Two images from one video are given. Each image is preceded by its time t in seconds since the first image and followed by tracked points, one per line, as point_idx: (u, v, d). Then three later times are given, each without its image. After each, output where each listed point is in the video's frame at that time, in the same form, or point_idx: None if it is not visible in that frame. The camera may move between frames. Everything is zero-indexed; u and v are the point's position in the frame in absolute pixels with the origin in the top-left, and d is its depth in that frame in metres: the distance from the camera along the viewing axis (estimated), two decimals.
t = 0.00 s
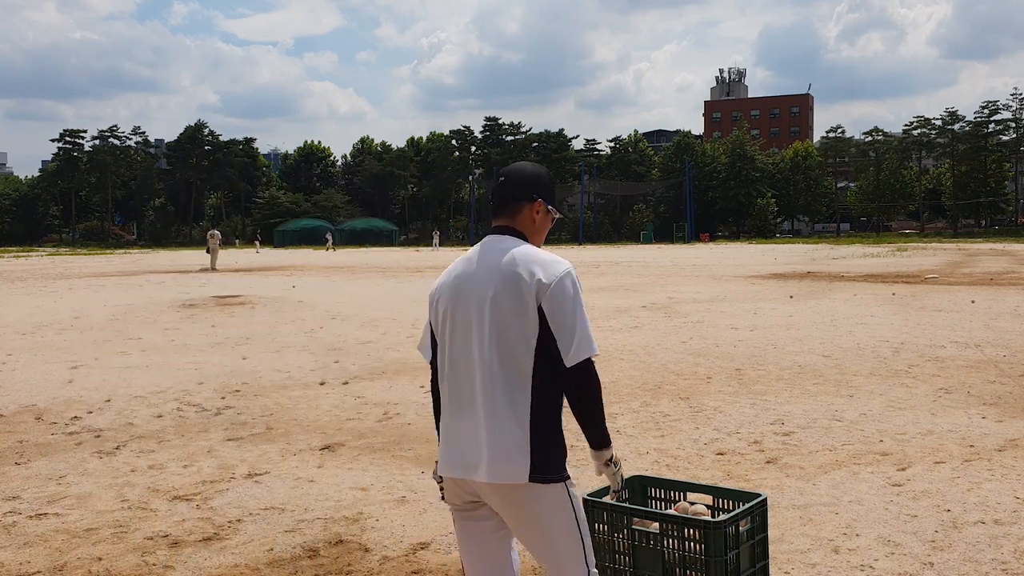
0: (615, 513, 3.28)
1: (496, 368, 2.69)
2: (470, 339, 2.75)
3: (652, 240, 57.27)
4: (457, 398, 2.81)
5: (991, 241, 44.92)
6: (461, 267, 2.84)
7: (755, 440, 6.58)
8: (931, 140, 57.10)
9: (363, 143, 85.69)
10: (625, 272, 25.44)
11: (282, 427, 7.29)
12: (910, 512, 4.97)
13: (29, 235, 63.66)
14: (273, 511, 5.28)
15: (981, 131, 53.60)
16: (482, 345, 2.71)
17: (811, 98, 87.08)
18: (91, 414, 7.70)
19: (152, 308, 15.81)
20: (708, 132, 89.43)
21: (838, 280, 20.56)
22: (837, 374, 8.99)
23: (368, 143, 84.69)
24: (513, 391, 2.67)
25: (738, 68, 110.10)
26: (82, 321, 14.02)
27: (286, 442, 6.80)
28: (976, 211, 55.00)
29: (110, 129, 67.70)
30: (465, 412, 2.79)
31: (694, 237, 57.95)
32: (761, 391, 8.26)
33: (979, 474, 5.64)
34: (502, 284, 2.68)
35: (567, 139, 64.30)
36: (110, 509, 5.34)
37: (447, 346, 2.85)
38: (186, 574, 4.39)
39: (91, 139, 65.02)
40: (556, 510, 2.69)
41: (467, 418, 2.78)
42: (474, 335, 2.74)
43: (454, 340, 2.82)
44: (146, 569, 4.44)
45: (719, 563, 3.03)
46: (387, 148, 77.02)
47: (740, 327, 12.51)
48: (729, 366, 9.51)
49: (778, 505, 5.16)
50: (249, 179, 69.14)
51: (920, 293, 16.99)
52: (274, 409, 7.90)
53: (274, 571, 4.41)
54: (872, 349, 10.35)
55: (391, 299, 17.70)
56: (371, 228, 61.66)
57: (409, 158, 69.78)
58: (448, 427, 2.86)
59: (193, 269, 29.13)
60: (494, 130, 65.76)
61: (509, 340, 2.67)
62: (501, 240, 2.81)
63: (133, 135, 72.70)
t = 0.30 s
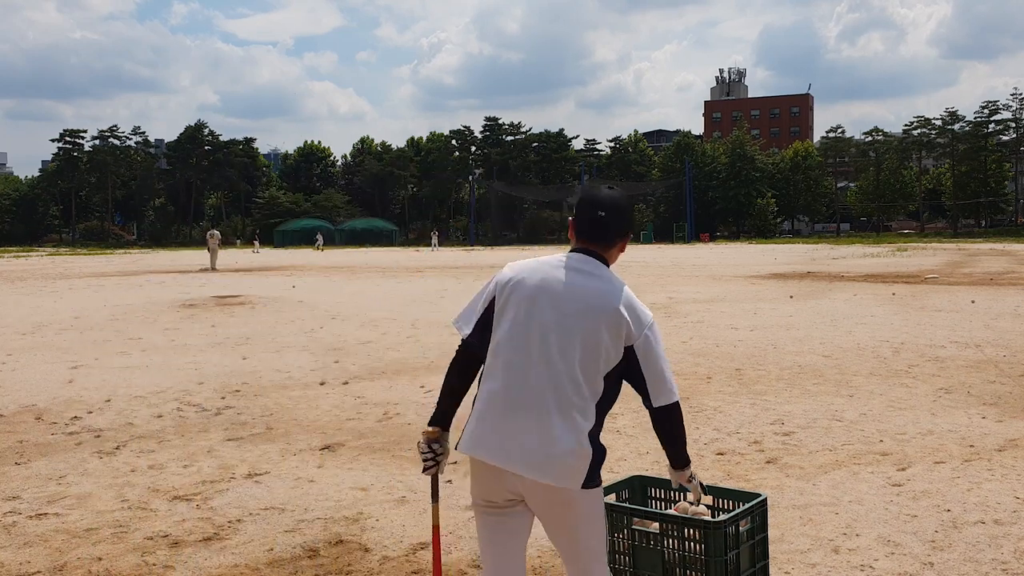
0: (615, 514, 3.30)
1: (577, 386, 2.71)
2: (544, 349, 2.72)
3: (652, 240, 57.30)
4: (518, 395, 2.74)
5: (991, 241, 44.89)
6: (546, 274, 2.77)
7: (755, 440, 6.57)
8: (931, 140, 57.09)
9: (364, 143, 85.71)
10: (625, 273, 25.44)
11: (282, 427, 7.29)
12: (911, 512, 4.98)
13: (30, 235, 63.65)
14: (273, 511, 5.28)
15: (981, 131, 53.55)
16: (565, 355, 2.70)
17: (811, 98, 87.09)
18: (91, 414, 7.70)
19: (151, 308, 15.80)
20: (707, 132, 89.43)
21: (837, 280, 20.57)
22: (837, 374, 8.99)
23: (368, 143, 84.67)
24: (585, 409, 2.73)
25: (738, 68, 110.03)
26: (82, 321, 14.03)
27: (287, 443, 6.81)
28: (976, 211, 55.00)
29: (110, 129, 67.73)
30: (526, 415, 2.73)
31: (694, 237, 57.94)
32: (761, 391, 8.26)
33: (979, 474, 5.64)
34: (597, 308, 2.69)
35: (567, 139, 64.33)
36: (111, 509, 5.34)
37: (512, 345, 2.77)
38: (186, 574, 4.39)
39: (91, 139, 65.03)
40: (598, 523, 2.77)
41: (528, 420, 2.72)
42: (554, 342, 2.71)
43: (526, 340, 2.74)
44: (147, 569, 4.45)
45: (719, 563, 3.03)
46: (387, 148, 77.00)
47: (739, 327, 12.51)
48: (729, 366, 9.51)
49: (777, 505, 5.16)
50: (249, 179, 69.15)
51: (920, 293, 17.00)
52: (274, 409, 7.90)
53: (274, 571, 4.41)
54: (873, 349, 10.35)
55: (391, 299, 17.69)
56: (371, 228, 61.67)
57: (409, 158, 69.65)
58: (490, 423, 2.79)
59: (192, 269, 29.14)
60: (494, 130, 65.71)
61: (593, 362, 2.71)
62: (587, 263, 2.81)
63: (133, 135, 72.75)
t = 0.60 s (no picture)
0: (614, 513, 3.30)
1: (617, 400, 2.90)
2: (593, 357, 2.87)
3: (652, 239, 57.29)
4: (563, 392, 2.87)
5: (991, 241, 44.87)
6: (611, 293, 2.95)
7: (755, 440, 6.58)
8: (931, 140, 57.04)
9: (363, 143, 85.73)
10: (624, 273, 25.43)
11: (282, 427, 7.29)
12: (911, 512, 4.98)
13: (30, 235, 63.68)
14: (273, 511, 5.28)
15: (981, 131, 53.52)
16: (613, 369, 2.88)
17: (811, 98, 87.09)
18: (91, 414, 7.70)
19: (151, 308, 15.81)
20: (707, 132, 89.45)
21: (837, 280, 20.58)
22: (837, 374, 8.99)
23: (368, 143, 84.66)
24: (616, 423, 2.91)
25: (738, 68, 110.00)
26: (82, 321, 14.03)
27: (286, 442, 6.80)
28: (976, 211, 54.99)
29: (110, 129, 67.71)
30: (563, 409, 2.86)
31: (694, 237, 57.93)
32: (761, 391, 8.25)
33: (979, 474, 5.64)
34: (653, 336, 2.91)
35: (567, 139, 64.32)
36: (110, 509, 5.34)
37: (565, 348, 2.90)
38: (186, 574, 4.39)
39: (91, 139, 65.03)
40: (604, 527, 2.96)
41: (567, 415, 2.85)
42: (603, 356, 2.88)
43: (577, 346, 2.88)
44: (147, 569, 4.44)
45: (719, 563, 3.03)
46: (387, 148, 77.01)
47: (739, 327, 12.51)
48: (730, 366, 9.51)
49: (778, 505, 5.16)
50: (249, 179, 69.15)
51: (920, 293, 17.00)
52: (274, 410, 7.90)
53: (274, 571, 4.41)
54: (872, 349, 10.35)
55: (391, 299, 17.70)
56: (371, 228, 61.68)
57: (409, 158, 69.51)
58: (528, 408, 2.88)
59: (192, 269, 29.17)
60: (494, 130, 65.62)
61: (633, 383, 2.91)
62: (643, 296, 3.01)
63: (133, 135, 72.73)
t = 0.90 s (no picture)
0: (614, 513, 3.29)
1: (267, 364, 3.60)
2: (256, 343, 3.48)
3: (652, 240, 57.29)
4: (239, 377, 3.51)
5: (991, 241, 44.85)
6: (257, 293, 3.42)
7: (755, 439, 6.58)
8: (930, 140, 57.08)
9: (363, 143, 85.71)
10: (625, 272, 25.40)
11: (282, 427, 7.29)
12: (909, 511, 4.99)
13: (30, 235, 63.67)
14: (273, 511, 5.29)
15: (980, 131, 53.51)
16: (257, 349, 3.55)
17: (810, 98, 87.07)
18: (92, 414, 7.70)
19: (152, 308, 15.80)
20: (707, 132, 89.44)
21: (837, 280, 20.57)
22: (836, 374, 8.99)
23: (368, 143, 84.63)
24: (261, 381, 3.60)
25: (737, 68, 109.99)
26: (82, 321, 14.02)
27: (285, 443, 6.80)
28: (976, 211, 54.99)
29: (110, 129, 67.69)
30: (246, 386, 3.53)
31: (694, 237, 57.93)
32: (760, 391, 8.25)
33: (978, 473, 5.65)
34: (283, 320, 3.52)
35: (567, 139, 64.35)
36: (111, 509, 5.35)
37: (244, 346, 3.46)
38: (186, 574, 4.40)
39: (91, 139, 64.99)
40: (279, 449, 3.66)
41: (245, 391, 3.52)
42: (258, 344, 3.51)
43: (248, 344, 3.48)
44: (147, 568, 4.46)
45: (719, 562, 3.05)
46: (387, 148, 77.01)
47: (739, 327, 12.51)
48: (729, 366, 9.50)
49: (776, 505, 5.17)
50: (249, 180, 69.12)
51: (920, 293, 16.99)
52: (274, 409, 7.89)
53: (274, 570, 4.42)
54: (872, 349, 10.35)
55: (390, 299, 17.69)
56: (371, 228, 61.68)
57: (409, 159, 69.45)
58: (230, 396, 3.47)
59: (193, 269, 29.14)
60: (494, 130, 65.47)
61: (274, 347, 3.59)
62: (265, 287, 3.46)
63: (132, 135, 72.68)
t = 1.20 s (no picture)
0: (614, 513, 3.29)
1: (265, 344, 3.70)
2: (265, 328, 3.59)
3: (652, 239, 57.27)
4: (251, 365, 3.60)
5: (991, 241, 44.82)
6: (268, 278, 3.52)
7: (755, 440, 6.58)
8: (931, 140, 57.09)
9: (363, 143, 85.70)
10: (625, 272, 25.39)
11: (281, 427, 7.28)
12: (909, 512, 4.99)
13: (30, 235, 63.66)
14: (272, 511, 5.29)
15: (981, 131, 53.50)
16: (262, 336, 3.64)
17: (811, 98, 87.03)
18: (92, 414, 7.70)
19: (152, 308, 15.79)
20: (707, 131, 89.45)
21: (836, 280, 20.58)
22: (836, 374, 8.99)
23: (368, 143, 84.66)
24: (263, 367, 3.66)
25: (737, 68, 110.01)
26: (82, 321, 14.02)
27: (284, 443, 6.80)
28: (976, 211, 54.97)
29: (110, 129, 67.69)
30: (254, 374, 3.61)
31: (694, 237, 57.92)
32: (760, 391, 8.26)
33: (978, 473, 5.65)
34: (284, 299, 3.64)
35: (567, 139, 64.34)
36: (111, 509, 5.35)
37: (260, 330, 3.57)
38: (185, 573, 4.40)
39: (92, 139, 64.99)
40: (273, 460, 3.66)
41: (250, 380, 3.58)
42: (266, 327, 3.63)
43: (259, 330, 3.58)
44: (147, 568, 4.46)
45: (718, 562, 3.05)
46: (387, 148, 77.05)
47: (739, 327, 12.51)
48: (729, 366, 9.50)
49: (776, 505, 5.17)
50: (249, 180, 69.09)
51: (919, 293, 16.99)
52: (273, 409, 7.89)
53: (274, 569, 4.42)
54: (872, 349, 10.35)
55: (390, 299, 17.68)
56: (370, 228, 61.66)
57: (409, 158, 69.40)
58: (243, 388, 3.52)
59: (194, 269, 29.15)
60: (494, 130, 65.33)
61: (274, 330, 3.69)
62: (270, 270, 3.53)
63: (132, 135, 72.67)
